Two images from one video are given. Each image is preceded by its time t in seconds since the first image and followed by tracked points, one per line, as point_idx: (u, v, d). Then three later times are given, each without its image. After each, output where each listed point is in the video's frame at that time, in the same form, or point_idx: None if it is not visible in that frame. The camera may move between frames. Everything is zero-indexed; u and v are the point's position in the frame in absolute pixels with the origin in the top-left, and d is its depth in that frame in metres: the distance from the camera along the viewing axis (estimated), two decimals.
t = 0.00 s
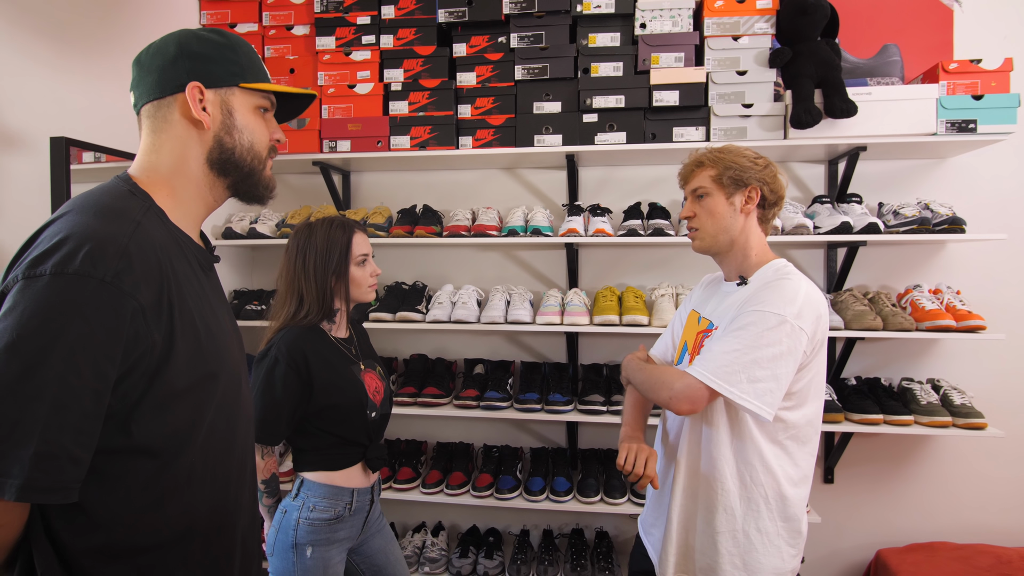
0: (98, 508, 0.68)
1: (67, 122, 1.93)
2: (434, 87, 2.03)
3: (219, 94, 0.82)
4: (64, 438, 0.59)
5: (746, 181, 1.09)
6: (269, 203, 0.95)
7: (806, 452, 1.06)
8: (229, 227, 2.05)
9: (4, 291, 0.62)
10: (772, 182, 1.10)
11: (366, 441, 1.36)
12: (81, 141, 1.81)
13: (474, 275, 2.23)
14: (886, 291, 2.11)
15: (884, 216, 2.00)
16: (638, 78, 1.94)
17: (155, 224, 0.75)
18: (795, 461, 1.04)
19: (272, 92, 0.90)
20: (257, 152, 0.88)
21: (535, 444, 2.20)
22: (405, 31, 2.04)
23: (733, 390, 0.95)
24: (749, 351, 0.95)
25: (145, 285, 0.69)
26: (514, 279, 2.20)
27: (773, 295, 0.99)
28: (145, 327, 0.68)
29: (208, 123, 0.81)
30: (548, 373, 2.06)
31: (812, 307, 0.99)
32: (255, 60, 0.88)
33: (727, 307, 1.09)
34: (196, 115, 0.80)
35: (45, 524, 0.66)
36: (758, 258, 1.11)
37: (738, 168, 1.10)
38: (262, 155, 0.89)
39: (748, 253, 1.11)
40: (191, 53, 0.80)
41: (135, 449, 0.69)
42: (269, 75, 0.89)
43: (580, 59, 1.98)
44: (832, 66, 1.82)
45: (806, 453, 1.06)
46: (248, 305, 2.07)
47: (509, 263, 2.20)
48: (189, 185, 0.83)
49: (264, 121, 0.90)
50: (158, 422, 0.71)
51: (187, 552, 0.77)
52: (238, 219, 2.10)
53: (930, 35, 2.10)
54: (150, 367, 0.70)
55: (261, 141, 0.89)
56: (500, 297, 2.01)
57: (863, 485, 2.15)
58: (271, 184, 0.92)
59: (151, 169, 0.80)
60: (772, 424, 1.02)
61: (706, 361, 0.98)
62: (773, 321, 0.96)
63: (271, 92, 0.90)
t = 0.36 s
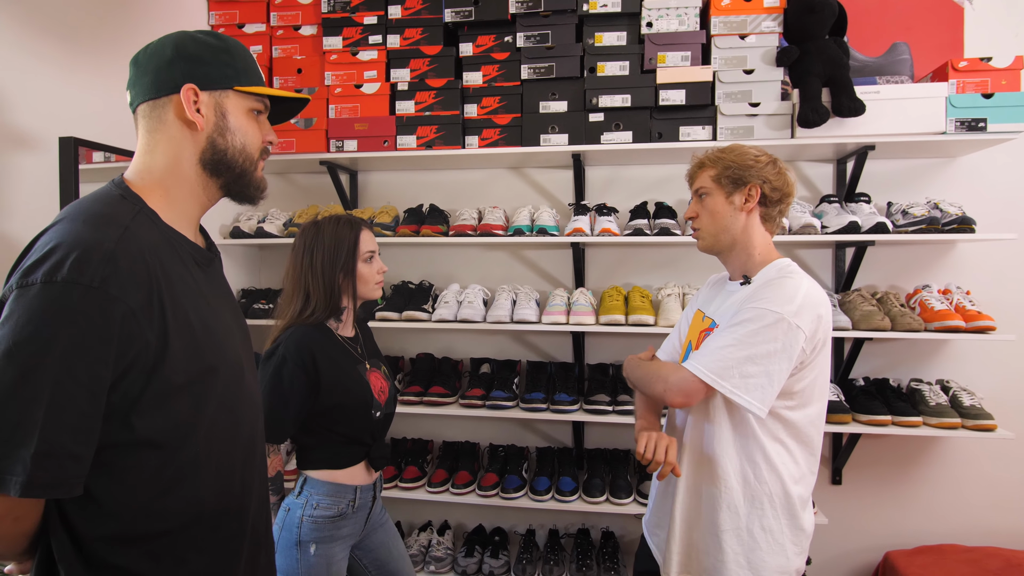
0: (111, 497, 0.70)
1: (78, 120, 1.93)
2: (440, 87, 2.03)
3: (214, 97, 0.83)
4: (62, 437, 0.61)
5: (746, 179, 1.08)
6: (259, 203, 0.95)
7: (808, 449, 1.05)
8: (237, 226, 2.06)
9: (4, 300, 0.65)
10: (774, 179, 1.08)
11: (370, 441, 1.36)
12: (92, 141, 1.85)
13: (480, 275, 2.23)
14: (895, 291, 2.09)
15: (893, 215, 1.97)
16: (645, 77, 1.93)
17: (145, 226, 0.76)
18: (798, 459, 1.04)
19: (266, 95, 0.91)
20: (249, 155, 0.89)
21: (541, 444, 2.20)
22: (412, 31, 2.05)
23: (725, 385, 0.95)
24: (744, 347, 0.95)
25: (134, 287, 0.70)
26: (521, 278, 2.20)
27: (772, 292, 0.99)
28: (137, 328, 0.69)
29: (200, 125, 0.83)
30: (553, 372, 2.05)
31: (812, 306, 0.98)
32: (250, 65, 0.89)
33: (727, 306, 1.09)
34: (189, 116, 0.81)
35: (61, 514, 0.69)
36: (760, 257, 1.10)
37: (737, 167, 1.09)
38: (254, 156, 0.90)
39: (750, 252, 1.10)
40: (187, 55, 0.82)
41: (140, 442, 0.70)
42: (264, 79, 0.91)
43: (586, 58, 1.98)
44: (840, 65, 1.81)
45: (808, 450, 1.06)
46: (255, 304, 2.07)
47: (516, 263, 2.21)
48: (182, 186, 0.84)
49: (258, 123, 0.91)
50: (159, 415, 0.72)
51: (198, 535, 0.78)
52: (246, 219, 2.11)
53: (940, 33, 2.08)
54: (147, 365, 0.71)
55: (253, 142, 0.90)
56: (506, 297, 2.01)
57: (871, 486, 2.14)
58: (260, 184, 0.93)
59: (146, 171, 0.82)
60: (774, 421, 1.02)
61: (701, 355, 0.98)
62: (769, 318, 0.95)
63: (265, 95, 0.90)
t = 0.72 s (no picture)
0: (127, 487, 0.71)
1: (90, 119, 1.93)
2: (448, 86, 2.03)
3: (220, 101, 0.84)
4: (77, 431, 0.62)
5: (750, 177, 1.07)
6: (267, 202, 0.96)
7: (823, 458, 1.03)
8: (247, 225, 2.08)
9: (23, 301, 0.66)
10: (780, 177, 1.07)
11: (389, 433, 1.38)
12: (102, 141, 1.84)
13: (488, 274, 2.23)
14: (907, 290, 2.07)
15: (904, 213, 1.95)
16: (653, 75, 1.93)
17: (154, 227, 0.77)
18: (813, 467, 1.02)
19: (272, 98, 0.92)
20: (256, 157, 0.90)
21: (548, 443, 2.19)
22: (420, 30, 2.05)
23: (757, 400, 0.91)
24: (767, 357, 0.92)
25: (142, 286, 0.71)
26: (528, 277, 2.20)
27: (780, 296, 0.97)
28: (147, 325, 0.70)
29: (208, 129, 0.83)
30: (561, 372, 2.05)
31: (820, 306, 0.97)
32: (256, 68, 0.90)
33: (737, 308, 1.09)
34: (197, 121, 0.82)
35: (83, 504, 0.71)
36: (764, 255, 1.09)
37: (741, 164, 1.08)
38: (260, 158, 0.91)
39: (753, 251, 1.10)
40: (193, 61, 0.83)
41: (153, 434, 0.71)
42: (270, 82, 0.91)
43: (594, 56, 1.97)
44: (851, 62, 1.80)
45: (825, 457, 1.04)
46: (265, 303, 2.08)
47: (524, 262, 2.20)
48: (193, 189, 0.85)
49: (264, 125, 0.92)
50: (170, 408, 0.73)
51: (213, 523, 0.79)
52: (256, 218, 2.13)
53: (953, 29, 2.05)
54: (158, 361, 0.72)
55: (260, 144, 0.90)
56: (514, 296, 2.01)
57: (882, 488, 2.12)
58: (269, 183, 0.94)
59: (157, 176, 0.83)
60: (786, 430, 1.00)
61: (723, 373, 0.94)
62: (787, 324, 0.94)
63: (271, 98, 0.91)
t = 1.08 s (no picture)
0: (139, 482, 0.72)
1: (105, 118, 1.93)
2: (456, 85, 2.03)
3: (235, 101, 0.85)
4: (91, 424, 0.63)
5: (736, 179, 1.06)
6: (282, 200, 0.97)
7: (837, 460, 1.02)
8: (257, 224, 2.09)
9: (42, 295, 0.67)
10: (768, 175, 1.05)
11: (415, 416, 1.46)
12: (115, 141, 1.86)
13: (496, 273, 2.23)
14: (920, 290, 2.05)
15: (917, 213, 1.93)
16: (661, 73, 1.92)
17: (170, 224, 0.78)
18: (827, 466, 1.00)
19: (285, 98, 0.93)
20: (269, 155, 0.91)
21: (557, 443, 2.19)
22: (429, 29, 2.05)
23: (818, 419, 0.86)
24: (805, 374, 0.88)
25: (155, 282, 0.71)
26: (537, 277, 2.20)
27: (781, 309, 0.92)
28: (161, 321, 0.71)
29: (223, 129, 0.84)
30: (569, 371, 2.05)
31: (823, 306, 0.93)
32: (266, 68, 0.90)
33: (736, 308, 1.08)
34: (213, 121, 0.83)
35: (98, 498, 0.71)
36: (756, 256, 1.08)
37: (727, 166, 1.08)
38: (274, 157, 0.92)
39: (746, 251, 1.09)
40: (208, 62, 0.84)
41: (164, 429, 0.72)
42: (282, 81, 0.92)
43: (603, 55, 1.96)
44: (863, 60, 1.78)
45: (840, 456, 1.02)
46: (275, 301, 2.09)
47: (532, 261, 2.20)
48: (208, 188, 0.85)
49: (277, 125, 0.93)
50: (183, 404, 0.74)
51: (224, 518, 0.79)
52: (266, 217, 2.14)
53: (967, 26, 2.03)
54: (171, 356, 0.73)
55: (274, 143, 0.91)
56: (522, 295, 2.01)
57: (894, 490, 2.09)
58: (283, 181, 0.95)
59: (173, 175, 0.84)
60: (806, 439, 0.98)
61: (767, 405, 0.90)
62: (805, 330, 0.90)
63: (284, 97, 0.92)
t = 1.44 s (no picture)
0: (144, 484, 0.72)
1: (124, 122, 1.95)
2: (470, 86, 2.04)
3: (252, 100, 0.86)
4: (101, 422, 0.63)
5: (742, 179, 1.05)
6: (297, 200, 0.97)
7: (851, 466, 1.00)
8: (274, 226, 2.10)
9: (54, 289, 0.68)
10: (774, 175, 1.04)
11: (429, 417, 1.46)
12: (134, 144, 1.91)
13: (511, 274, 2.23)
14: (942, 292, 2.01)
15: (939, 213, 1.90)
16: (677, 73, 1.90)
17: (185, 222, 0.78)
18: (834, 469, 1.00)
19: (301, 97, 0.93)
20: (287, 154, 0.91)
21: (572, 445, 2.18)
22: (443, 31, 2.06)
23: (827, 420, 0.81)
24: (812, 372, 0.84)
25: (171, 278, 0.72)
26: (551, 278, 2.19)
27: (789, 308, 0.90)
28: (174, 319, 0.71)
29: (241, 127, 0.85)
30: (584, 373, 2.04)
31: (833, 305, 0.89)
32: (284, 68, 0.91)
33: (744, 309, 1.07)
34: (231, 119, 0.83)
35: (103, 502, 0.71)
36: (765, 257, 1.07)
37: (733, 166, 1.06)
38: (291, 155, 0.92)
39: (755, 252, 1.08)
40: (226, 62, 0.84)
41: (173, 431, 0.72)
42: (298, 81, 0.93)
43: (617, 54, 1.95)
44: (882, 57, 1.74)
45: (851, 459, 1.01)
46: (291, 302, 2.10)
47: (547, 262, 2.19)
48: (224, 186, 0.86)
49: (293, 124, 0.93)
50: (194, 405, 0.74)
51: (230, 525, 0.79)
52: (282, 218, 2.15)
53: (990, 22, 1.99)
54: (183, 355, 0.73)
55: (291, 142, 0.92)
56: (536, 296, 2.00)
57: (915, 495, 2.06)
58: (300, 181, 0.95)
59: (189, 173, 0.84)
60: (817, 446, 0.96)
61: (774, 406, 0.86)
62: (810, 329, 0.87)
63: (300, 97, 0.92)
